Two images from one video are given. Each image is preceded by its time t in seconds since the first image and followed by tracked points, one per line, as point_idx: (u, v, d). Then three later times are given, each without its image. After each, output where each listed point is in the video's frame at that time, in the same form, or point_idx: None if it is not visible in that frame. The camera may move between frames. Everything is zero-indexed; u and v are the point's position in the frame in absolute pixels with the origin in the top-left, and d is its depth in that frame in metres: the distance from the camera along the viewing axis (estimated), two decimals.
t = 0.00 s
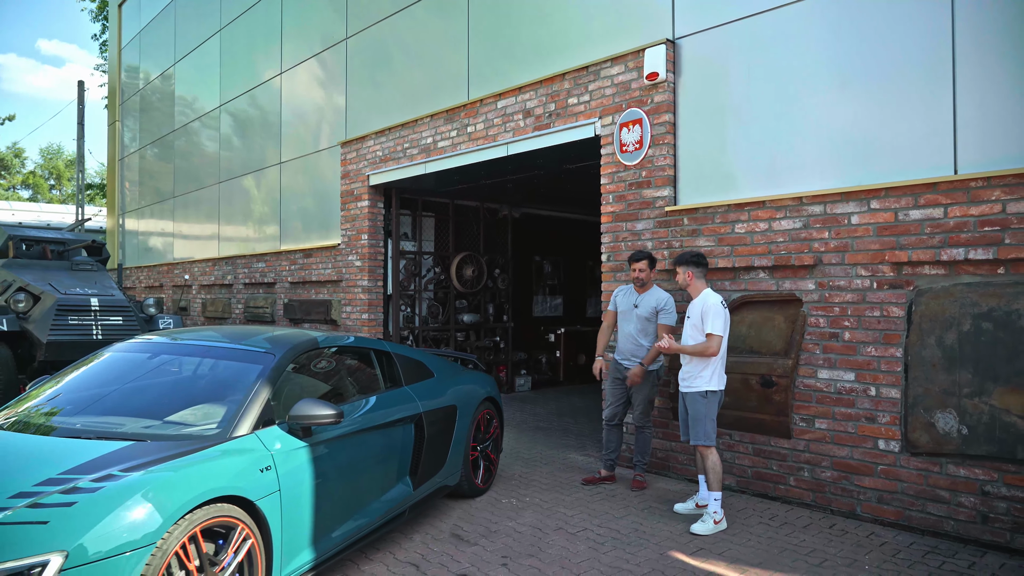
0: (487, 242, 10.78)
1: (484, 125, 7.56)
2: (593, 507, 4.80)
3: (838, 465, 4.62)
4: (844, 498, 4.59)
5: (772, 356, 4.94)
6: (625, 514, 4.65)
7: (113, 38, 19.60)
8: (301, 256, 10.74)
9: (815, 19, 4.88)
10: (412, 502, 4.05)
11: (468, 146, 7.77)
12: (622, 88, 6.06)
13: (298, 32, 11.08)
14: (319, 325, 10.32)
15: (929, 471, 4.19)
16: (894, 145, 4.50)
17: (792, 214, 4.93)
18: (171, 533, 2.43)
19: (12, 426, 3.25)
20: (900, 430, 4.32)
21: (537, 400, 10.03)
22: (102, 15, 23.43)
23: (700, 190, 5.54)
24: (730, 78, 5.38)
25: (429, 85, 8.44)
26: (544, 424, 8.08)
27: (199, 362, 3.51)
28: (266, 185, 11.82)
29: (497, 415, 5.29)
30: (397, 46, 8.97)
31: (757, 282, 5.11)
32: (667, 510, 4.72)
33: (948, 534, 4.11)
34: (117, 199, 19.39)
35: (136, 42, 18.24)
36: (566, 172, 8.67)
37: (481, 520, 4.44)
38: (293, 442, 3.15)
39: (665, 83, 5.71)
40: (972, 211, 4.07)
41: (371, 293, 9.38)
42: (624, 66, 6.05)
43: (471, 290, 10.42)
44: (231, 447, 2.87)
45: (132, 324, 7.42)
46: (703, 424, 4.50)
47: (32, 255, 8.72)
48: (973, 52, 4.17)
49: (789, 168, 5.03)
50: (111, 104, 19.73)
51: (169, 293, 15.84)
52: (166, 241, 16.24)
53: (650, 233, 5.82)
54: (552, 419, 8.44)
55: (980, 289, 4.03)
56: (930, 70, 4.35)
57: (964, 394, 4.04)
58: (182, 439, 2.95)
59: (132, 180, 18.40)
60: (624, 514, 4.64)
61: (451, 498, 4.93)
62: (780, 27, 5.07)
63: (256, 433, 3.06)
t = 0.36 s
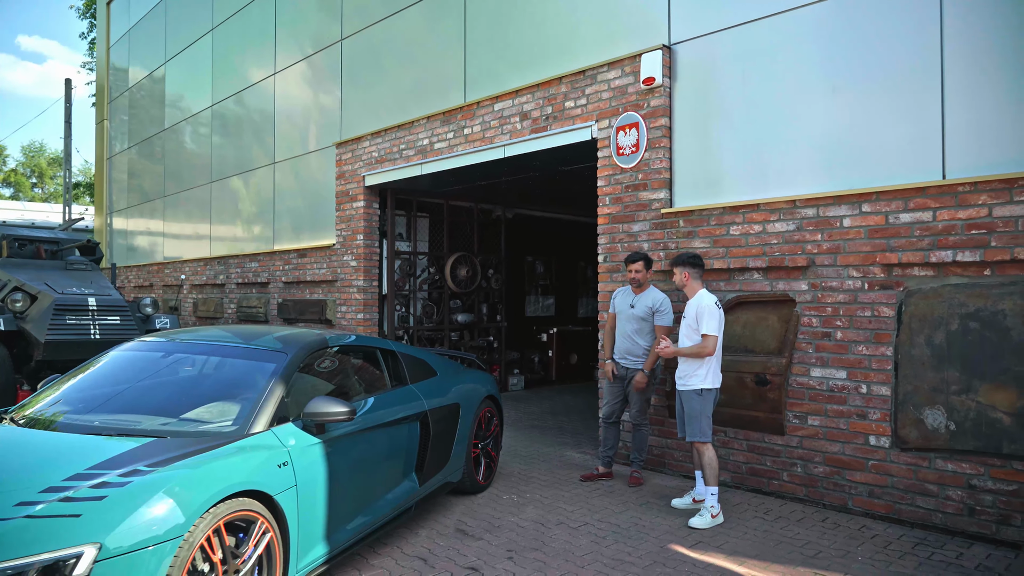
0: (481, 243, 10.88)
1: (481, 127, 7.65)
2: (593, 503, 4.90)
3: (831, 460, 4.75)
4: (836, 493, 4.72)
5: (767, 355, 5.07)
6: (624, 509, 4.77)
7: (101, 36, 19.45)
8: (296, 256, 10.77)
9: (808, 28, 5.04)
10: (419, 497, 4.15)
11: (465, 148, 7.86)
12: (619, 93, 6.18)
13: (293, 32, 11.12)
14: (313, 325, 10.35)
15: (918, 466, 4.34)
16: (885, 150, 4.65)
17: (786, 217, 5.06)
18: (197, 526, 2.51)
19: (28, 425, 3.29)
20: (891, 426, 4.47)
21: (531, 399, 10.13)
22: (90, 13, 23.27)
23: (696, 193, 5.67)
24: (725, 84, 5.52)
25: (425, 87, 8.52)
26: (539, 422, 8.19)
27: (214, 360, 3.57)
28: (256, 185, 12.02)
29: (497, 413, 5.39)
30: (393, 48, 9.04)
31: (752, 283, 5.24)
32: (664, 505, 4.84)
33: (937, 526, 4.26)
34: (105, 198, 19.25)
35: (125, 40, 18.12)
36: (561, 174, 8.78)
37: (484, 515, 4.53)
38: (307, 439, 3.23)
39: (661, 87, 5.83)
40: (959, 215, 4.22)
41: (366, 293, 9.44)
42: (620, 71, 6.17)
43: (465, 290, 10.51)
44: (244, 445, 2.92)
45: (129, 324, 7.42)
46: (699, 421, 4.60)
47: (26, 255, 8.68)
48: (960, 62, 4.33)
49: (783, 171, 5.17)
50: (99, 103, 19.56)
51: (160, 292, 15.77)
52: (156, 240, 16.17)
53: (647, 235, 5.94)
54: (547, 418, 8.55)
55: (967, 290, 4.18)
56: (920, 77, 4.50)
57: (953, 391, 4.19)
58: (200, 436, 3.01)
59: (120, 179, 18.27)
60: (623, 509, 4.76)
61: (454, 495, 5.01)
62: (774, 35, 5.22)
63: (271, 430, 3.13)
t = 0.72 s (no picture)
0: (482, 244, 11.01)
1: (485, 129, 7.75)
2: (601, 498, 5.02)
3: (832, 456, 4.89)
4: (838, 488, 4.86)
5: (769, 354, 5.20)
6: (632, 504, 4.88)
7: (96, 35, 19.38)
8: (297, 256, 10.82)
9: (809, 34, 5.16)
10: (433, 492, 4.24)
11: (469, 150, 7.95)
12: (623, 96, 6.29)
13: (294, 34, 11.16)
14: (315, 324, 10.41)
15: (918, 461, 4.47)
16: (885, 154, 4.77)
17: (788, 219, 5.19)
18: (235, 518, 2.59)
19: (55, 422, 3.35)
20: (891, 423, 4.60)
21: (532, 398, 10.24)
22: (84, 12, 23.19)
23: (699, 195, 5.79)
24: (728, 89, 5.65)
25: (428, 89, 8.59)
26: (541, 420, 8.30)
27: (237, 359, 3.65)
28: (255, 185, 12.09)
29: (505, 410, 5.49)
30: (395, 50, 9.11)
31: (754, 284, 5.37)
32: (671, 501, 4.96)
33: (936, 519, 4.40)
34: (101, 197, 19.20)
35: (120, 40, 18.07)
36: (562, 175, 8.89)
37: (496, 511, 4.64)
38: (331, 435, 3.32)
39: (665, 92, 5.95)
40: (957, 218, 4.36)
41: (369, 292, 9.52)
42: (624, 75, 6.28)
43: (466, 290, 10.63)
44: (273, 442, 3.00)
45: (136, 324, 7.47)
46: (705, 418, 4.72)
47: (29, 255, 8.69)
48: (957, 69, 4.46)
49: (785, 174, 5.29)
50: (94, 102, 19.50)
51: (158, 292, 15.77)
52: (153, 240, 16.16)
53: (651, 236, 6.06)
54: (549, 416, 8.66)
55: (965, 291, 4.31)
56: (919, 84, 4.63)
57: (951, 388, 4.33)
58: (229, 433, 3.10)
59: (116, 179, 18.23)
60: (631, 504, 4.87)
61: (464, 492, 5.11)
62: (776, 42, 5.34)
63: (297, 427, 3.22)
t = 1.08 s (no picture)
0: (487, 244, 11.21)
1: (493, 131, 7.85)
2: (614, 494, 5.13)
3: (839, 452, 5.00)
4: (845, 483, 4.98)
5: (778, 352, 5.31)
6: (644, 500, 5.00)
7: (97, 35, 19.39)
8: (303, 257, 10.90)
9: (816, 40, 5.28)
10: (453, 488, 4.34)
11: (477, 152, 8.05)
12: (632, 100, 6.41)
13: (300, 35, 11.25)
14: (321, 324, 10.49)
15: (923, 457, 4.60)
16: (891, 158, 4.89)
17: (796, 221, 5.31)
18: (278, 510, 2.66)
19: (88, 420, 3.43)
20: (897, 420, 4.72)
21: (537, 397, 10.35)
22: (84, 12, 23.21)
23: (708, 198, 5.91)
24: (734, 93, 5.77)
25: (436, 91, 8.68)
26: (549, 419, 8.40)
27: (267, 358, 3.73)
28: (260, 186, 12.16)
29: (518, 408, 5.59)
30: (403, 53, 9.21)
31: (763, 284, 5.48)
32: (683, 497, 5.07)
33: (942, 514, 4.52)
34: (102, 198, 19.21)
35: (122, 40, 18.10)
36: (568, 176, 9.00)
37: (513, 506, 4.74)
38: (361, 431, 3.41)
39: (674, 95, 6.07)
40: (963, 220, 4.47)
41: (376, 292, 9.61)
42: (633, 79, 6.40)
43: (472, 290, 10.76)
44: (307, 438, 3.09)
45: (148, 323, 7.49)
46: (717, 416, 4.84)
47: (39, 255, 8.71)
48: (961, 75, 4.58)
49: (793, 176, 5.40)
50: (95, 102, 19.51)
51: (161, 292, 15.81)
52: (156, 240, 16.20)
53: (660, 237, 6.18)
54: (556, 414, 8.76)
55: (970, 291, 4.43)
56: (925, 89, 4.75)
57: (956, 386, 4.45)
58: (264, 429, 3.18)
59: (117, 179, 18.24)
60: (644, 500, 4.98)
61: (479, 488, 5.21)
62: (784, 47, 5.46)
63: (328, 425, 3.31)
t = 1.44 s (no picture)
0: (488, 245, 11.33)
1: (498, 133, 7.94)
2: (623, 491, 5.22)
3: (842, 449, 5.12)
4: (847, 479, 5.09)
5: (781, 351, 5.41)
6: (651, 497, 5.10)
7: (91, 34, 19.28)
8: (304, 257, 10.94)
9: (820, 46, 5.40)
10: (467, 485, 4.42)
11: (481, 153, 8.13)
12: (637, 103, 6.52)
13: (301, 36, 11.28)
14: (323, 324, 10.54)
15: (925, 453, 4.72)
16: (895, 161, 4.99)
17: (799, 223, 5.43)
18: (311, 505, 2.73)
19: (114, 417, 3.48)
20: (899, 417, 4.84)
21: (537, 396, 10.44)
22: (79, 10, 23.12)
23: (712, 200, 6.03)
24: (738, 98, 5.89)
25: (440, 93, 8.75)
26: (551, 417, 8.50)
27: (289, 357, 3.80)
28: (260, 186, 12.18)
29: (527, 407, 5.68)
30: (406, 55, 9.27)
31: (767, 284, 5.60)
32: (689, 493, 5.18)
33: (942, 508, 4.64)
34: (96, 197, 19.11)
35: (117, 39, 18.02)
36: (570, 177, 9.11)
37: (524, 503, 4.82)
38: (384, 429, 3.49)
39: (679, 99, 6.18)
40: (963, 223, 4.60)
41: (379, 292, 9.68)
42: (638, 83, 6.51)
43: (473, 290, 10.88)
44: (335, 435, 3.16)
45: (154, 323, 7.45)
46: (725, 413, 4.94)
47: (42, 255, 8.66)
48: (962, 82, 4.71)
49: (796, 179, 5.51)
50: (89, 101, 19.41)
51: (158, 292, 15.78)
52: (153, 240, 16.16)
53: (664, 238, 6.28)
54: (558, 413, 8.86)
55: (971, 291, 4.55)
56: (927, 95, 4.87)
57: (957, 383, 4.57)
58: (289, 426, 3.25)
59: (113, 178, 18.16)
60: (651, 496, 5.08)
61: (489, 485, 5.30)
62: (787, 53, 5.58)
63: (352, 422, 3.39)
